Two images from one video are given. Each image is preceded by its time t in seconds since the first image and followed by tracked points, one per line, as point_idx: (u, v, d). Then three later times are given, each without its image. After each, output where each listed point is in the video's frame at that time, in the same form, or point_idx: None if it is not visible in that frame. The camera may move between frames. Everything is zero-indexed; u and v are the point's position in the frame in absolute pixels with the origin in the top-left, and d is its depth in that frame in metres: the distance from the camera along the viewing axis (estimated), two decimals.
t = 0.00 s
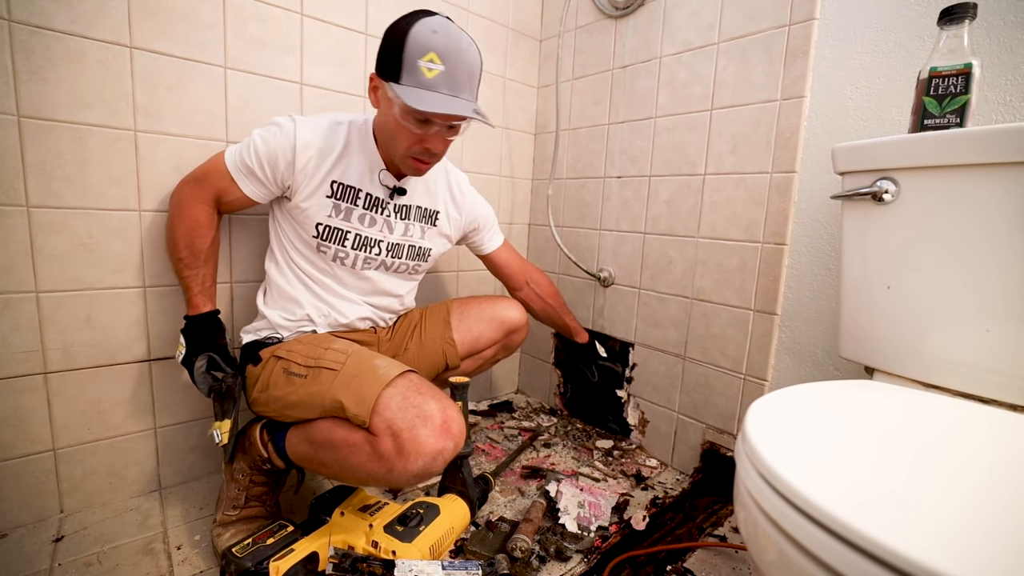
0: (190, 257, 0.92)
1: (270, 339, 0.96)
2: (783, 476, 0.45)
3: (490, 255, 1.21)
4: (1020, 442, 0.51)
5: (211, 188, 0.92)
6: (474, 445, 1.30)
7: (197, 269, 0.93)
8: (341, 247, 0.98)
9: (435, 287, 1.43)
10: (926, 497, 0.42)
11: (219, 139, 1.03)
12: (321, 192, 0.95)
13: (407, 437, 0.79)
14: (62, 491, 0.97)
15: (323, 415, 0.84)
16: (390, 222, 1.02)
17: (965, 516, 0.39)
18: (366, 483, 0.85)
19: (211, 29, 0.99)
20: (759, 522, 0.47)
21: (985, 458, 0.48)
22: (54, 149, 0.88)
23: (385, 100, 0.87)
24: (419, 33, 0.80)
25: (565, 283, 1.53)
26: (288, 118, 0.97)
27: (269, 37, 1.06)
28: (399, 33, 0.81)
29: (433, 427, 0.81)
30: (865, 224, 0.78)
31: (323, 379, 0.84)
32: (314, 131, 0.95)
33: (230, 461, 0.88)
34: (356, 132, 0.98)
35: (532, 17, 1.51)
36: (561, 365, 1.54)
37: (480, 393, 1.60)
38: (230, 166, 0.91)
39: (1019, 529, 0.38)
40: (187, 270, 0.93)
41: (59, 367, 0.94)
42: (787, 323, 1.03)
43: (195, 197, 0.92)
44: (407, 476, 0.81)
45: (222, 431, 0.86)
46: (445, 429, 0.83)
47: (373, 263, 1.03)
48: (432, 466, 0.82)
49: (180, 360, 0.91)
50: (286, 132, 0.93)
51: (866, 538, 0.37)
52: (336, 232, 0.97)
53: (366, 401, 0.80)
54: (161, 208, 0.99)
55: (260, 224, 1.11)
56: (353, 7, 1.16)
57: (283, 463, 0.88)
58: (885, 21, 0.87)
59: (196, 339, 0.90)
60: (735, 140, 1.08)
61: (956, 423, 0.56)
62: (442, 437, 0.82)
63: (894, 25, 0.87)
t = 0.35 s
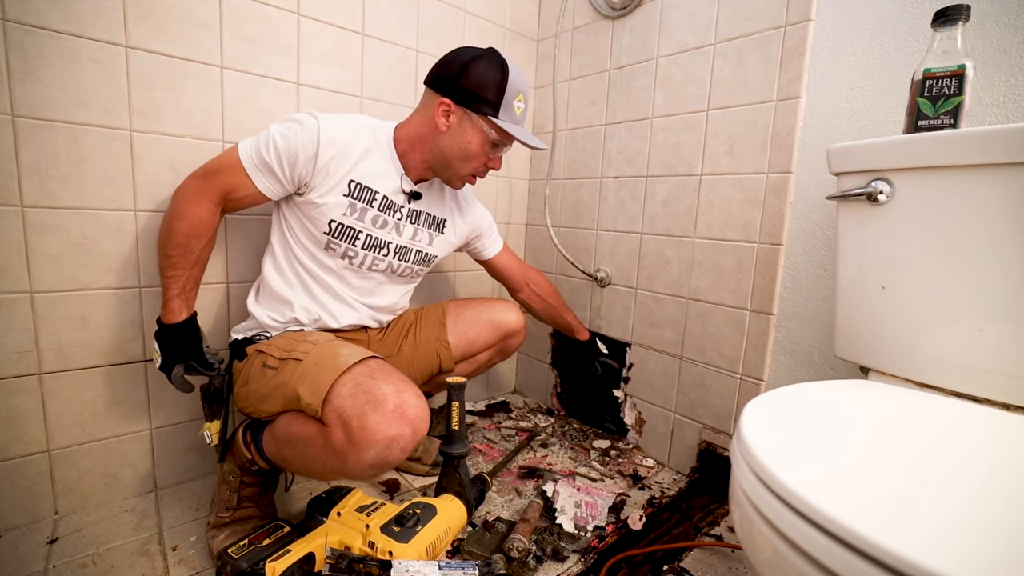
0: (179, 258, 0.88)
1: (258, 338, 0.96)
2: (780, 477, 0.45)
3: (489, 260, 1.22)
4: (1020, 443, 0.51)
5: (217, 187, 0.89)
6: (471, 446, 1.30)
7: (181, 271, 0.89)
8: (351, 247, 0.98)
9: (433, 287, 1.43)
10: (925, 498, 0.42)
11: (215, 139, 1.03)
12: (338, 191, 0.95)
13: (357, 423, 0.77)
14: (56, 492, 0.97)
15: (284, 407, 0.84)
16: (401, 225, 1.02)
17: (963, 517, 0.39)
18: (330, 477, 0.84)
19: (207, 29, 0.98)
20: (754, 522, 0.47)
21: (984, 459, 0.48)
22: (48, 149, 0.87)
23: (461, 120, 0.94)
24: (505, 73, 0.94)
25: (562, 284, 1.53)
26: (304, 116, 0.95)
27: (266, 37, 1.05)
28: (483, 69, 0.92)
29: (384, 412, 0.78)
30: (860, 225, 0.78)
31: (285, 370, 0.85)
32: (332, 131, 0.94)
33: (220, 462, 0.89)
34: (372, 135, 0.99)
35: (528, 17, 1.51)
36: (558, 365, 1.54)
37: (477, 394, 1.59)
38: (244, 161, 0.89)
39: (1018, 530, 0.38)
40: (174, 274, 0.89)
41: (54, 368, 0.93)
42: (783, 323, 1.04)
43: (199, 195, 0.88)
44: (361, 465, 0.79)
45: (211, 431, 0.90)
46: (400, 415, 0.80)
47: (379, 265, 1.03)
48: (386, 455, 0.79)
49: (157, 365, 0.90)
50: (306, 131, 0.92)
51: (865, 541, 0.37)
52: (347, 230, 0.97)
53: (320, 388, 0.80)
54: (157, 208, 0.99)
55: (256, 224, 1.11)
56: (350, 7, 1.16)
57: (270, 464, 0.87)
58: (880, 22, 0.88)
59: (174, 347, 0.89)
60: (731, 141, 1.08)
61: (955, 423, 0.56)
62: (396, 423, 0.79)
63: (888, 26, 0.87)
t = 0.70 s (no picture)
0: (183, 261, 0.88)
1: (255, 338, 0.95)
2: (778, 478, 0.45)
3: (486, 263, 1.22)
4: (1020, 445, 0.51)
5: (219, 190, 0.89)
6: (469, 446, 1.30)
7: (185, 275, 0.90)
8: (348, 246, 0.98)
9: (431, 288, 1.43)
10: (924, 499, 0.42)
11: (213, 138, 1.03)
12: (337, 189, 0.95)
13: (349, 423, 0.77)
14: (53, 492, 0.96)
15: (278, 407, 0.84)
16: (399, 225, 1.02)
17: (963, 519, 0.39)
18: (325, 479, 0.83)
19: (205, 28, 0.98)
20: (751, 522, 0.47)
21: (983, 459, 0.48)
22: (45, 149, 0.87)
23: (464, 120, 0.94)
24: (506, 76, 0.95)
25: (560, 284, 1.53)
26: (301, 116, 0.95)
27: (264, 37, 1.05)
28: (486, 71, 0.93)
29: (376, 412, 0.78)
30: (858, 226, 0.78)
31: (280, 370, 0.85)
32: (330, 131, 0.94)
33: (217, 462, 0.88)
34: (371, 135, 0.99)
35: (527, 17, 1.51)
36: (556, 365, 1.54)
37: (475, 394, 1.59)
38: (244, 164, 0.89)
39: (1016, 530, 0.38)
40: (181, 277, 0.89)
41: (51, 368, 0.93)
42: (781, 324, 1.04)
43: (200, 200, 0.88)
44: (353, 466, 0.79)
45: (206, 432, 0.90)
46: (393, 416, 0.80)
47: (377, 265, 1.03)
48: (379, 455, 0.79)
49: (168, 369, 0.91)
50: (303, 132, 0.91)
51: (863, 541, 0.37)
52: (345, 230, 0.96)
53: (314, 388, 0.80)
54: (155, 208, 0.98)
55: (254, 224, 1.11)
56: (348, 7, 1.15)
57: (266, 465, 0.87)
58: (878, 23, 0.88)
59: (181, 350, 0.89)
60: (729, 141, 1.08)
61: (955, 424, 0.56)
62: (388, 423, 0.79)
63: (886, 27, 0.87)
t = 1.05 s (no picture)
0: (168, 253, 0.88)
1: (253, 339, 0.96)
2: (777, 479, 0.45)
3: (485, 263, 1.22)
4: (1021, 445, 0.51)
5: (212, 184, 0.88)
6: (467, 446, 1.30)
7: (169, 267, 0.89)
8: (346, 245, 0.98)
9: (429, 288, 1.43)
10: (924, 500, 0.42)
11: (211, 139, 1.03)
12: (335, 188, 0.95)
13: (341, 428, 0.77)
14: (51, 493, 0.96)
15: (271, 410, 0.84)
16: (397, 224, 1.02)
17: (962, 519, 0.39)
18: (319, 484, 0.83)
19: (203, 29, 0.98)
20: (750, 522, 0.47)
21: (983, 459, 0.48)
22: (43, 149, 0.87)
23: (442, 93, 0.95)
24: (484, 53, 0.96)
25: (558, 284, 1.53)
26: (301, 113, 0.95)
27: (261, 36, 1.05)
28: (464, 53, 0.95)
29: (369, 417, 0.77)
30: (855, 225, 0.78)
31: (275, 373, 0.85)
32: (330, 130, 0.94)
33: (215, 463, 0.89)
34: (370, 134, 0.99)
35: (525, 17, 1.51)
36: (554, 365, 1.54)
37: (474, 394, 1.59)
38: (241, 159, 0.89)
39: (1016, 530, 0.38)
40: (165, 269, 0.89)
41: (48, 369, 0.93)
42: (779, 323, 1.04)
43: (193, 191, 0.88)
44: (346, 471, 0.79)
45: (206, 432, 0.89)
46: (387, 421, 0.79)
47: (374, 264, 1.02)
48: (371, 461, 0.78)
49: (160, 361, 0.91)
50: (303, 130, 0.92)
51: (863, 542, 0.37)
52: (343, 228, 0.96)
53: (308, 392, 0.80)
54: (152, 209, 0.98)
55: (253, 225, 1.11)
56: (346, 7, 1.15)
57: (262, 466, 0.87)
58: (875, 23, 0.88)
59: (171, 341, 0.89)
60: (727, 141, 1.08)
61: (955, 425, 0.56)
62: (381, 429, 0.78)
63: (883, 26, 0.87)
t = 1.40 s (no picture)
0: (146, 213, 0.84)
1: (255, 338, 0.95)
2: (776, 482, 0.44)
3: (482, 264, 1.22)
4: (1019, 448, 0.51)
5: (194, 147, 0.85)
6: (465, 445, 1.30)
7: (147, 229, 0.86)
8: (342, 240, 0.97)
9: (428, 287, 1.43)
10: (924, 503, 0.42)
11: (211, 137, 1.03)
12: (332, 182, 0.95)
13: (348, 430, 0.77)
14: (50, 490, 0.97)
15: (277, 410, 0.83)
16: (395, 222, 1.02)
17: (962, 522, 0.39)
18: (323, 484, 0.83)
19: (204, 27, 0.98)
20: (749, 525, 0.47)
21: (982, 461, 0.48)
22: (43, 146, 0.87)
23: (422, 78, 1.00)
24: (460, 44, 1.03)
25: (557, 284, 1.53)
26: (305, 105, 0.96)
27: (262, 35, 1.05)
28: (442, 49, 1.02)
29: (376, 420, 0.77)
30: (855, 228, 0.78)
31: (281, 372, 0.84)
32: (330, 124, 0.95)
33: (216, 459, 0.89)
34: (368, 133, 1.00)
35: (525, 17, 1.51)
36: (553, 366, 1.54)
37: (472, 394, 1.60)
38: (232, 132, 0.87)
39: (1015, 533, 0.38)
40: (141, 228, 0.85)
41: (47, 367, 0.93)
42: (778, 325, 1.04)
43: (172, 150, 0.84)
44: (351, 473, 0.78)
45: (206, 431, 0.90)
46: (394, 424, 0.79)
47: (370, 260, 1.02)
48: (377, 463, 0.78)
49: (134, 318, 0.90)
50: (303, 119, 0.92)
51: (861, 545, 0.37)
52: (340, 223, 0.96)
53: (314, 394, 0.79)
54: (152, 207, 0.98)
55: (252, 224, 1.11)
56: (346, 6, 1.15)
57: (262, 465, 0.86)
58: (875, 25, 0.88)
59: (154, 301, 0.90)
60: (727, 143, 1.08)
61: (955, 427, 0.56)
62: (388, 432, 0.78)
63: (883, 28, 0.87)
